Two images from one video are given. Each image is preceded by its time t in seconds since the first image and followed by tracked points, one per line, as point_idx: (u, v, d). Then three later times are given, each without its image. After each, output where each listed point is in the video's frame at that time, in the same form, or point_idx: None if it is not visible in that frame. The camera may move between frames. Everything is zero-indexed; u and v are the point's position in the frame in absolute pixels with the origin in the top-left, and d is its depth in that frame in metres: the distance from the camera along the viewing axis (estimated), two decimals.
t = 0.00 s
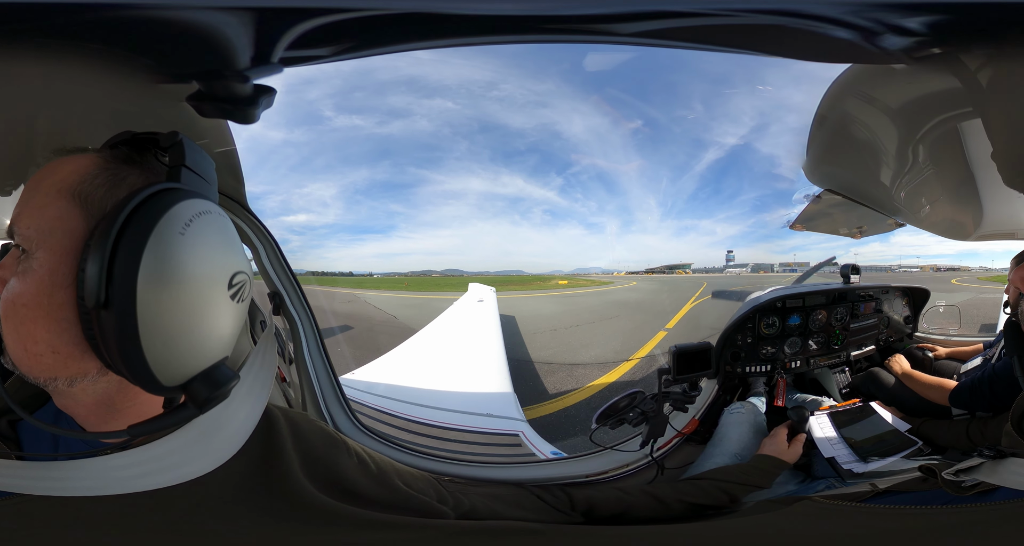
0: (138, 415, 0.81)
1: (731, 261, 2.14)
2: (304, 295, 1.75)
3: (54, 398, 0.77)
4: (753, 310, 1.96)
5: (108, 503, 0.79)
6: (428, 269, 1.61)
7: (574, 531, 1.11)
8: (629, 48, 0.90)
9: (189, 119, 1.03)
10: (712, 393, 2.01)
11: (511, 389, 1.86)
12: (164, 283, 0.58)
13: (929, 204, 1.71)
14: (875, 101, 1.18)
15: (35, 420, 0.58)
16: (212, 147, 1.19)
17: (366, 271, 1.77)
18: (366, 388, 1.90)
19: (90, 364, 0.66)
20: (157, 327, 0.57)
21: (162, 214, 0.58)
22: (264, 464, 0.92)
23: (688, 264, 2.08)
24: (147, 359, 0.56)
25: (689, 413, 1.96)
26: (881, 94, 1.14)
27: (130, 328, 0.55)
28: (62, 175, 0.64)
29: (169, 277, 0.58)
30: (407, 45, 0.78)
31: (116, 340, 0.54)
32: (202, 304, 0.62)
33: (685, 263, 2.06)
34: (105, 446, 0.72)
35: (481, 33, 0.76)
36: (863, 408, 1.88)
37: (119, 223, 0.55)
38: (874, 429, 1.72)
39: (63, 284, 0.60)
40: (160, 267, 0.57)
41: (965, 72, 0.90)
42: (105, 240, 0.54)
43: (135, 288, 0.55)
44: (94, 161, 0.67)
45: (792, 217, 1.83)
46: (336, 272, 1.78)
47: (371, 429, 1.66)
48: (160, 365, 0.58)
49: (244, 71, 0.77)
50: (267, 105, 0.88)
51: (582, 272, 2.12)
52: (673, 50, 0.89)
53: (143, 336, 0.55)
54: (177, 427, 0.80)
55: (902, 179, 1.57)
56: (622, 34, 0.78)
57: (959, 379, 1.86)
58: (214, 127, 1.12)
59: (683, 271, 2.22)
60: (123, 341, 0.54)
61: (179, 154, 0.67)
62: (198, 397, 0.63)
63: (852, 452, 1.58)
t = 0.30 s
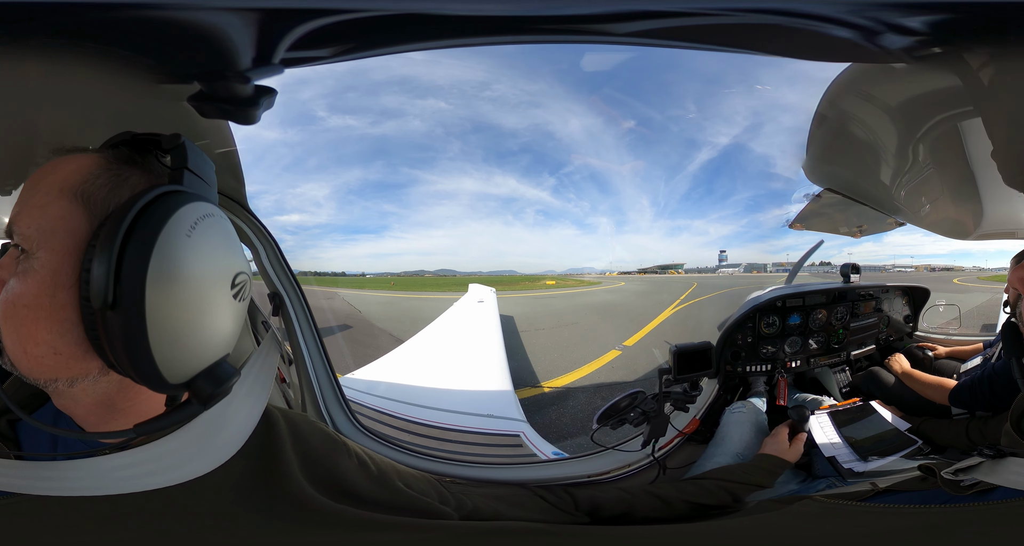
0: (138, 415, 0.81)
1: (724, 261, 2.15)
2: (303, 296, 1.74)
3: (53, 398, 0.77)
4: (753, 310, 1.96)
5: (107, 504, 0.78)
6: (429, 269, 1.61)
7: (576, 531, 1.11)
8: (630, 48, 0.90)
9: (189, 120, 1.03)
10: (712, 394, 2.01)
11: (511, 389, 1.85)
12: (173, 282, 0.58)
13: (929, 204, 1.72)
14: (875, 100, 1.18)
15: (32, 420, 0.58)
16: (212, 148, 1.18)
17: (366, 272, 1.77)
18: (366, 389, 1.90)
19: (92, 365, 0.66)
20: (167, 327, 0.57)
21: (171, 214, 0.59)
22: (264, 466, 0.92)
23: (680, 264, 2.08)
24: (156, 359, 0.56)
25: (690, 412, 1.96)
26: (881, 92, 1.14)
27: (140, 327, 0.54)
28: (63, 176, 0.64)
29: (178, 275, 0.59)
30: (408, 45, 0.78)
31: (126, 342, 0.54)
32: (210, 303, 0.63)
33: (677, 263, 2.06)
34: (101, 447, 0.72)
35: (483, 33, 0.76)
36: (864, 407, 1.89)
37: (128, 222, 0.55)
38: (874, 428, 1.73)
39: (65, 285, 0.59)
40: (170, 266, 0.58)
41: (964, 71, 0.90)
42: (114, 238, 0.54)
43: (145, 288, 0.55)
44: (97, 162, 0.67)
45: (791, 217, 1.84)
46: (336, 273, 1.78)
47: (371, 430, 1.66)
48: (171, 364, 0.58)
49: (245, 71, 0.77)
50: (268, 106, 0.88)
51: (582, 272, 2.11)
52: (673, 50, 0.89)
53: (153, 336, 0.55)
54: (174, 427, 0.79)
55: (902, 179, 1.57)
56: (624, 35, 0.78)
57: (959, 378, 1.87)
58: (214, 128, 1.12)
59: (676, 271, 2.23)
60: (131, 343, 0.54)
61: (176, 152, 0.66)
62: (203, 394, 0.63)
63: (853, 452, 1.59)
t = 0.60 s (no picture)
0: (141, 416, 0.81)
1: (716, 261, 2.15)
2: (303, 295, 1.75)
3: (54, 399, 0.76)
4: (753, 310, 1.96)
5: (109, 504, 0.78)
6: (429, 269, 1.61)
7: (577, 531, 1.11)
8: (629, 48, 0.91)
9: (190, 120, 1.03)
10: (712, 394, 2.01)
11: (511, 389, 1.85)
12: (181, 284, 0.58)
13: (929, 204, 1.72)
14: (874, 100, 1.18)
15: (33, 425, 0.58)
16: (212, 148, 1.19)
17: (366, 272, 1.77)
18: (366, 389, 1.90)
19: (93, 368, 0.66)
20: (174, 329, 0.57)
21: (174, 214, 0.58)
22: (266, 465, 0.92)
23: (671, 264, 2.08)
24: (162, 366, 0.55)
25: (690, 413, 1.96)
26: (881, 92, 1.14)
27: (147, 328, 0.54)
28: (63, 172, 0.64)
29: (184, 278, 0.59)
30: (408, 45, 0.79)
31: (132, 344, 0.54)
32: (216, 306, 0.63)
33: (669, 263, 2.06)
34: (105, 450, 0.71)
35: (482, 33, 0.77)
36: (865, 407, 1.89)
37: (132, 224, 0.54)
38: (875, 428, 1.73)
39: (65, 286, 0.59)
40: (177, 268, 0.58)
41: (963, 71, 0.90)
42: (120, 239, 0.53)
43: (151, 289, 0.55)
44: (100, 158, 0.67)
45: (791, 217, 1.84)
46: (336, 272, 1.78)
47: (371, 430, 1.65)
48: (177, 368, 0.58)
49: (247, 71, 0.77)
50: (270, 105, 0.88)
51: (581, 272, 2.12)
52: (672, 51, 0.89)
53: (158, 341, 0.55)
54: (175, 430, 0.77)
55: (902, 179, 1.57)
56: (624, 35, 0.78)
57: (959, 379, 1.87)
58: (214, 127, 1.12)
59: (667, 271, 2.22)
60: (136, 348, 0.54)
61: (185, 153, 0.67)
62: (212, 400, 0.63)
63: (853, 452, 1.60)
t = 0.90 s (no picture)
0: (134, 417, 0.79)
1: (708, 261, 2.15)
2: (303, 296, 1.74)
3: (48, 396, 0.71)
4: (753, 309, 1.97)
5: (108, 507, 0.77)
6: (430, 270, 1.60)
7: (581, 531, 1.11)
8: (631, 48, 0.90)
9: (189, 119, 1.03)
10: (712, 394, 2.04)
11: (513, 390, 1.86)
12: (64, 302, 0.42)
13: (929, 202, 1.72)
14: (874, 98, 1.19)
15: (24, 423, 0.55)
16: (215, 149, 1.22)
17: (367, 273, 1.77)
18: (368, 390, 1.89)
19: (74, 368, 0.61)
20: (83, 356, 0.44)
21: (66, 204, 0.43)
22: (263, 464, 0.92)
23: (663, 264, 2.08)
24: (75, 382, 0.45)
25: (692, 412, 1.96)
26: (881, 89, 1.14)
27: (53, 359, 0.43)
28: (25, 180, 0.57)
29: (76, 289, 0.42)
30: (409, 46, 0.78)
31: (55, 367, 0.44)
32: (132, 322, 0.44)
33: (660, 264, 2.06)
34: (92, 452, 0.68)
35: (483, 34, 0.76)
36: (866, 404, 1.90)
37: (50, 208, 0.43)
38: (874, 427, 1.74)
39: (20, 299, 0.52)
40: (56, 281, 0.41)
41: (965, 70, 0.90)
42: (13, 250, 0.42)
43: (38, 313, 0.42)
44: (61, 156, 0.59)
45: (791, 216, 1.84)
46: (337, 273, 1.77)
47: (373, 432, 1.65)
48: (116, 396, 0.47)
49: (247, 72, 0.76)
50: (270, 107, 0.86)
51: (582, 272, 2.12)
52: (674, 49, 0.89)
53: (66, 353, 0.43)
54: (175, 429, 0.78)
55: (903, 178, 1.57)
56: (626, 33, 0.78)
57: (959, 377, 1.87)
58: (214, 128, 1.12)
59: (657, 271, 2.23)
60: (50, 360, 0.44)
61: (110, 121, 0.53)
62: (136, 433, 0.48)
63: (853, 451, 1.60)
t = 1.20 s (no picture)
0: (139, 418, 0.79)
1: (697, 261, 2.15)
2: (303, 297, 1.73)
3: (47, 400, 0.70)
4: (753, 308, 1.98)
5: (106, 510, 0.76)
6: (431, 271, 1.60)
7: (584, 531, 1.11)
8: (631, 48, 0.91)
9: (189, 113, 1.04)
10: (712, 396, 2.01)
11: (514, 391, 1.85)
12: None
13: (929, 201, 1.73)
14: (873, 96, 1.19)
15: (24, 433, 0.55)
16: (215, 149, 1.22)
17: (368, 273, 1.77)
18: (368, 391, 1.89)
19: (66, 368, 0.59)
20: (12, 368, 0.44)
21: None
22: (269, 467, 0.90)
23: (654, 264, 2.08)
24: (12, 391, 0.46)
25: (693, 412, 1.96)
26: (880, 88, 1.14)
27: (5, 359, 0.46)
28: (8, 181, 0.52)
29: None
30: (411, 48, 0.79)
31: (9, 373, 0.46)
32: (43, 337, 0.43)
33: (651, 264, 2.06)
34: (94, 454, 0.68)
35: (486, 36, 0.76)
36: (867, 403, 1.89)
37: None
38: (875, 426, 1.74)
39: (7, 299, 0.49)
40: None
41: (964, 69, 0.91)
42: None
43: None
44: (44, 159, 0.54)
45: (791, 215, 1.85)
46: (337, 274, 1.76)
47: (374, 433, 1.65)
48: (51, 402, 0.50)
49: (250, 73, 0.77)
50: (272, 108, 0.87)
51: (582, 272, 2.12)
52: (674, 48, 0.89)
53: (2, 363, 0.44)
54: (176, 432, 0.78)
55: (902, 176, 1.58)
56: (627, 34, 0.78)
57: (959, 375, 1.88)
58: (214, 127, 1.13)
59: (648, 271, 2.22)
60: None
61: (23, 120, 0.52)
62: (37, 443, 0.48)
63: (853, 450, 1.60)
